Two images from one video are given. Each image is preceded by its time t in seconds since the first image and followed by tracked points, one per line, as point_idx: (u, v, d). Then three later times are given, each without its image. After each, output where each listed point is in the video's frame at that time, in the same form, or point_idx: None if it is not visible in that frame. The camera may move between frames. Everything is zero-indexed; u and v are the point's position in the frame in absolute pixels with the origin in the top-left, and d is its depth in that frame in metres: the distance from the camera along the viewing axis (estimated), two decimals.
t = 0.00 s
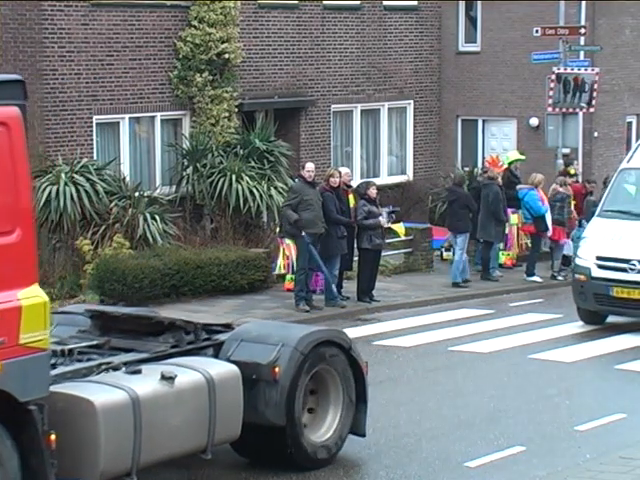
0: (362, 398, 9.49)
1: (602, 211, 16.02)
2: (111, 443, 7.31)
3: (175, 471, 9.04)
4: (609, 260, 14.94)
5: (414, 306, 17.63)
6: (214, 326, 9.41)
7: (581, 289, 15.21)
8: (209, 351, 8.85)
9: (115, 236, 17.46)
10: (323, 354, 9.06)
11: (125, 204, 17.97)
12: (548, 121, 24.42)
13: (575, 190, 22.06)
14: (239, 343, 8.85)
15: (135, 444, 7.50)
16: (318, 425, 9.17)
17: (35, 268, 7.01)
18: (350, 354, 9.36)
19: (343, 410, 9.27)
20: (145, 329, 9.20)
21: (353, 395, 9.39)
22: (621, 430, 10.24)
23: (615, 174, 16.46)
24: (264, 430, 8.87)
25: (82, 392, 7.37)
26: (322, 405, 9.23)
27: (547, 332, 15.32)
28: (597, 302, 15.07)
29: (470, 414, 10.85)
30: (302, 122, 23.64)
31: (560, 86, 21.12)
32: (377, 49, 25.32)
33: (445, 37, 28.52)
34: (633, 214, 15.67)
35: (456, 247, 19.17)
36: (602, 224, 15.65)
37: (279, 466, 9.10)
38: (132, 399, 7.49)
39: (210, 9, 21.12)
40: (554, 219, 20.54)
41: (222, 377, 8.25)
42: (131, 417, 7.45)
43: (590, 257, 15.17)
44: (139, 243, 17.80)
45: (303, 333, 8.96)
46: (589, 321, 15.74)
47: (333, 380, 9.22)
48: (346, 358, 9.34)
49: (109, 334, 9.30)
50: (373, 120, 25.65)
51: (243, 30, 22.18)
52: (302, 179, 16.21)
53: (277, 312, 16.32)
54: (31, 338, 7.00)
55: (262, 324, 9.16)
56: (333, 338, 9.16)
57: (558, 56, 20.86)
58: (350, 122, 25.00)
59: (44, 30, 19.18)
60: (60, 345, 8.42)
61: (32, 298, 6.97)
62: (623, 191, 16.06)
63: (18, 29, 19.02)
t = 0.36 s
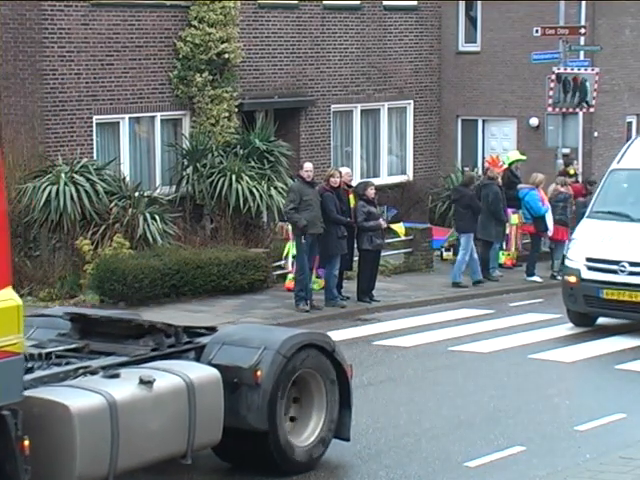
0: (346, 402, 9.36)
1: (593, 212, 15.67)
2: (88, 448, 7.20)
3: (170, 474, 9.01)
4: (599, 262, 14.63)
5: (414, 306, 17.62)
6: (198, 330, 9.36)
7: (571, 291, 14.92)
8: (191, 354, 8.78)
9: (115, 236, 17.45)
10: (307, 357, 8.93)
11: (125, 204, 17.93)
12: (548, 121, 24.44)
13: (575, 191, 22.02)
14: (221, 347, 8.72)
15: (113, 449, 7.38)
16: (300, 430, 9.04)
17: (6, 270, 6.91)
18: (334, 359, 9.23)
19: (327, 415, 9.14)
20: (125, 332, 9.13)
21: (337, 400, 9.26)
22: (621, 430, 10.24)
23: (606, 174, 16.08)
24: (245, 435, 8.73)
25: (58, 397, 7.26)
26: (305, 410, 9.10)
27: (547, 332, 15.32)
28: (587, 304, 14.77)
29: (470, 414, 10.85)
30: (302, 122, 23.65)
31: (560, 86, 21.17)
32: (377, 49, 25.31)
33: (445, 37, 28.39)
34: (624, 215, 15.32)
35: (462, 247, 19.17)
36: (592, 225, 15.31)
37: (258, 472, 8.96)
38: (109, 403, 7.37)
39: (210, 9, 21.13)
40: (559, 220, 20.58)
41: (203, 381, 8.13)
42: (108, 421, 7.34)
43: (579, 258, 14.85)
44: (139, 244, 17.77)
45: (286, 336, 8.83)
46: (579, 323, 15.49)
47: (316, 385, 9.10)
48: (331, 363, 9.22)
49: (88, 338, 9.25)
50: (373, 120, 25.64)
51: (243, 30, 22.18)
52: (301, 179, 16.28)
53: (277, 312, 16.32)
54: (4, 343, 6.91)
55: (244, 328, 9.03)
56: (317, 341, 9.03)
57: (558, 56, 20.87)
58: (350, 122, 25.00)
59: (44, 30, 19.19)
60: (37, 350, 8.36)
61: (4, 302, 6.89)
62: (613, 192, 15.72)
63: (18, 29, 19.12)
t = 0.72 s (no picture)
0: (330, 407, 9.25)
1: (583, 212, 15.41)
2: (62, 455, 7.12)
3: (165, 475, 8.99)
4: (590, 263, 14.41)
5: (414, 306, 17.63)
6: (179, 332, 9.24)
7: (560, 293, 14.69)
8: (171, 358, 8.70)
9: (115, 236, 17.43)
10: (289, 361, 8.82)
11: (125, 204, 17.92)
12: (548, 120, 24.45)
13: (575, 191, 21.96)
14: (202, 350, 8.63)
15: (89, 454, 7.28)
16: (283, 435, 8.93)
17: None
18: (318, 363, 9.12)
19: (310, 419, 9.04)
20: (105, 336, 8.98)
21: (321, 404, 9.15)
22: (621, 430, 10.24)
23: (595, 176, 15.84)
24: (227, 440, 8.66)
25: (33, 402, 7.19)
26: (288, 414, 9.00)
27: (547, 332, 15.31)
28: (577, 306, 14.56)
29: (470, 414, 10.85)
30: (302, 122, 23.65)
31: (560, 86, 21.13)
32: (377, 49, 25.31)
33: (445, 37, 28.47)
34: (614, 215, 15.08)
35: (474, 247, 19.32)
36: (583, 226, 15.05)
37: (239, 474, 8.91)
38: (85, 408, 7.28)
39: (210, 9, 21.13)
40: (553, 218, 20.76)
41: (183, 385, 8.02)
42: (84, 427, 7.25)
43: (569, 260, 14.61)
44: (139, 244, 17.76)
45: (268, 340, 8.73)
46: (569, 326, 15.31)
47: (300, 389, 8.99)
48: (315, 367, 9.10)
49: (68, 341, 9.10)
50: (373, 120, 25.65)
51: (243, 30, 22.18)
52: (301, 179, 16.23)
53: (277, 313, 16.32)
54: None
55: (226, 331, 8.93)
56: (300, 345, 8.92)
57: (558, 56, 20.86)
58: (350, 122, 25.00)
59: (45, 30, 19.19)
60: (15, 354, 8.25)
61: None
62: (603, 192, 15.48)
63: (18, 29, 19.13)
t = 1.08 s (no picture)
0: (313, 411, 9.12)
1: (572, 214, 15.37)
2: (36, 461, 6.93)
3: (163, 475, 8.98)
4: (579, 264, 14.31)
5: (414, 306, 17.63)
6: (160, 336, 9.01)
7: (550, 295, 14.57)
8: (151, 362, 8.38)
9: (115, 236, 17.43)
10: (271, 364, 8.68)
11: (125, 204, 17.92)
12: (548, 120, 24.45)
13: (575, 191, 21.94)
14: (182, 354, 8.43)
15: (65, 460, 7.09)
16: (265, 439, 8.78)
17: None
18: (300, 366, 8.98)
19: (292, 423, 8.90)
20: (85, 339, 8.70)
21: (302, 408, 9.01)
22: (621, 430, 10.24)
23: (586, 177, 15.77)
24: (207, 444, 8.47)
25: (6, 407, 6.99)
26: (270, 418, 8.85)
27: (546, 332, 15.30)
28: (566, 308, 14.45)
29: (469, 414, 10.85)
30: (302, 122, 23.66)
31: (560, 86, 21.12)
32: (377, 49, 25.31)
33: (445, 37, 28.55)
34: (604, 217, 15.04)
35: (480, 247, 19.43)
36: (573, 228, 14.97)
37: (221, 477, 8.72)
38: (60, 413, 7.09)
39: (210, 9, 21.14)
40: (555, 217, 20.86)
41: (162, 388, 7.82)
42: (59, 432, 7.06)
43: (558, 262, 14.50)
44: (139, 244, 17.76)
45: (250, 343, 8.56)
46: (558, 328, 15.18)
47: (282, 393, 8.85)
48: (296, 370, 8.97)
49: (47, 344, 8.86)
50: (373, 120, 25.65)
51: (243, 30, 22.18)
52: (300, 178, 16.26)
53: (278, 313, 16.32)
54: None
55: (207, 333, 8.75)
56: (281, 348, 8.78)
57: (558, 56, 20.87)
58: (350, 122, 25.00)
59: (44, 30, 19.18)
60: None
61: None
62: (593, 194, 15.43)
63: (18, 29, 19.14)
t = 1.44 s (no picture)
0: (296, 415, 8.98)
1: (562, 215, 15.24)
2: (9, 466, 6.78)
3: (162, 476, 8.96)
4: (568, 266, 14.27)
5: (414, 306, 17.63)
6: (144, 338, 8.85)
7: (538, 297, 14.50)
8: (131, 365, 8.26)
9: (115, 236, 17.42)
10: (252, 368, 8.53)
11: (125, 204, 17.91)
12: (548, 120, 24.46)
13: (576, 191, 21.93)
14: (162, 357, 8.27)
15: (37, 466, 6.96)
16: (246, 444, 8.63)
17: None
18: (282, 370, 8.84)
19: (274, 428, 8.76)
20: (63, 343, 8.62)
21: (285, 412, 8.87)
22: (621, 431, 10.25)
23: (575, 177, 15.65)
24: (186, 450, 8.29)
25: None
26: (253, 422, 8.71)
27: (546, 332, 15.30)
28: (554, 310, 14.38)
29: (469, 414, 10.86)
30: (302, 122, 23.65)
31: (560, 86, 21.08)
32: (377, 49, 25.32)
33: (446, 37, 28.48)
34: (593, 219, 14.92)
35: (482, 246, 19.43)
36: (562, 229, 14.89)
37: None
38: (34, 418, 6.95)
39: (210, 9, 21.16)
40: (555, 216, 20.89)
41: (140, 393, 7.70)
42: (32, 438, 6.92)
43: (546, 264, 14.47)
44: (139, 244, 17.77)
45: (231, 346, 8.41)
46: (548, 331, 14.99)
47: (265, 397, 8.70)
48: (279, 373, 8.82)
49: (25, 348, 8.79)
50: (373, 120, 25.65)
51: (243, 30, 22.18)
52: (301, 179, 16.26)
53: (278, 313, 16.32)
54: None
55: (187, 336, 8.59)
56: (264, 351, 8.63)
57: (558, 56, 20.87)
58: (350, 122, 25.00)
59: (44, 30, 19.18)
60: None
61: None
62: (582, 194, 15.30)
63: (18, 29, 19.16)
